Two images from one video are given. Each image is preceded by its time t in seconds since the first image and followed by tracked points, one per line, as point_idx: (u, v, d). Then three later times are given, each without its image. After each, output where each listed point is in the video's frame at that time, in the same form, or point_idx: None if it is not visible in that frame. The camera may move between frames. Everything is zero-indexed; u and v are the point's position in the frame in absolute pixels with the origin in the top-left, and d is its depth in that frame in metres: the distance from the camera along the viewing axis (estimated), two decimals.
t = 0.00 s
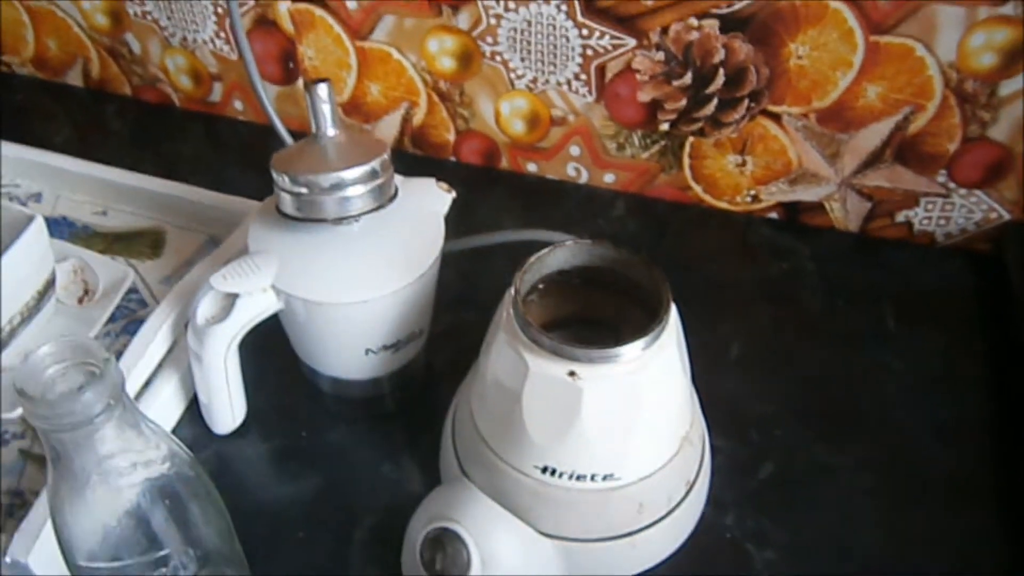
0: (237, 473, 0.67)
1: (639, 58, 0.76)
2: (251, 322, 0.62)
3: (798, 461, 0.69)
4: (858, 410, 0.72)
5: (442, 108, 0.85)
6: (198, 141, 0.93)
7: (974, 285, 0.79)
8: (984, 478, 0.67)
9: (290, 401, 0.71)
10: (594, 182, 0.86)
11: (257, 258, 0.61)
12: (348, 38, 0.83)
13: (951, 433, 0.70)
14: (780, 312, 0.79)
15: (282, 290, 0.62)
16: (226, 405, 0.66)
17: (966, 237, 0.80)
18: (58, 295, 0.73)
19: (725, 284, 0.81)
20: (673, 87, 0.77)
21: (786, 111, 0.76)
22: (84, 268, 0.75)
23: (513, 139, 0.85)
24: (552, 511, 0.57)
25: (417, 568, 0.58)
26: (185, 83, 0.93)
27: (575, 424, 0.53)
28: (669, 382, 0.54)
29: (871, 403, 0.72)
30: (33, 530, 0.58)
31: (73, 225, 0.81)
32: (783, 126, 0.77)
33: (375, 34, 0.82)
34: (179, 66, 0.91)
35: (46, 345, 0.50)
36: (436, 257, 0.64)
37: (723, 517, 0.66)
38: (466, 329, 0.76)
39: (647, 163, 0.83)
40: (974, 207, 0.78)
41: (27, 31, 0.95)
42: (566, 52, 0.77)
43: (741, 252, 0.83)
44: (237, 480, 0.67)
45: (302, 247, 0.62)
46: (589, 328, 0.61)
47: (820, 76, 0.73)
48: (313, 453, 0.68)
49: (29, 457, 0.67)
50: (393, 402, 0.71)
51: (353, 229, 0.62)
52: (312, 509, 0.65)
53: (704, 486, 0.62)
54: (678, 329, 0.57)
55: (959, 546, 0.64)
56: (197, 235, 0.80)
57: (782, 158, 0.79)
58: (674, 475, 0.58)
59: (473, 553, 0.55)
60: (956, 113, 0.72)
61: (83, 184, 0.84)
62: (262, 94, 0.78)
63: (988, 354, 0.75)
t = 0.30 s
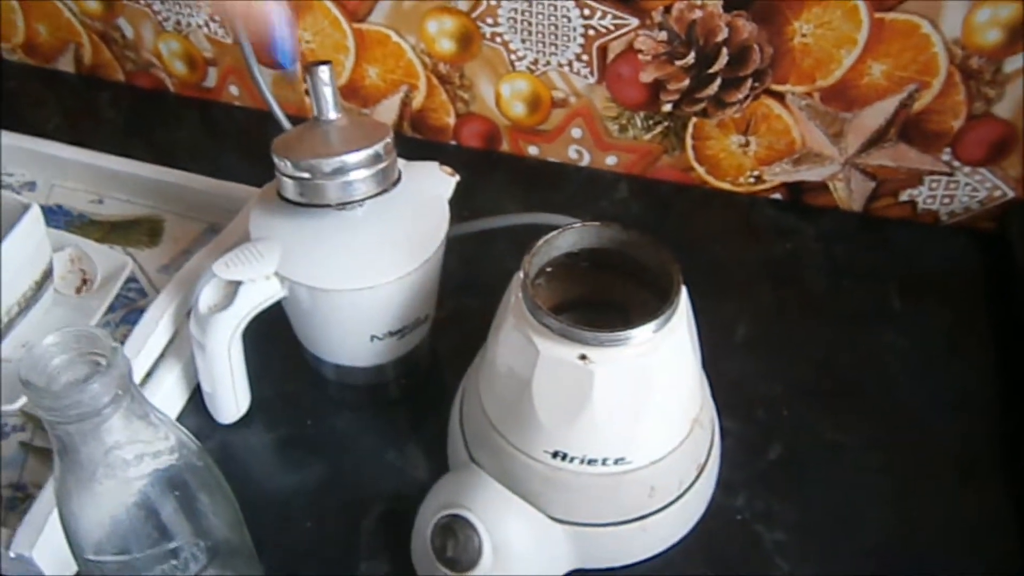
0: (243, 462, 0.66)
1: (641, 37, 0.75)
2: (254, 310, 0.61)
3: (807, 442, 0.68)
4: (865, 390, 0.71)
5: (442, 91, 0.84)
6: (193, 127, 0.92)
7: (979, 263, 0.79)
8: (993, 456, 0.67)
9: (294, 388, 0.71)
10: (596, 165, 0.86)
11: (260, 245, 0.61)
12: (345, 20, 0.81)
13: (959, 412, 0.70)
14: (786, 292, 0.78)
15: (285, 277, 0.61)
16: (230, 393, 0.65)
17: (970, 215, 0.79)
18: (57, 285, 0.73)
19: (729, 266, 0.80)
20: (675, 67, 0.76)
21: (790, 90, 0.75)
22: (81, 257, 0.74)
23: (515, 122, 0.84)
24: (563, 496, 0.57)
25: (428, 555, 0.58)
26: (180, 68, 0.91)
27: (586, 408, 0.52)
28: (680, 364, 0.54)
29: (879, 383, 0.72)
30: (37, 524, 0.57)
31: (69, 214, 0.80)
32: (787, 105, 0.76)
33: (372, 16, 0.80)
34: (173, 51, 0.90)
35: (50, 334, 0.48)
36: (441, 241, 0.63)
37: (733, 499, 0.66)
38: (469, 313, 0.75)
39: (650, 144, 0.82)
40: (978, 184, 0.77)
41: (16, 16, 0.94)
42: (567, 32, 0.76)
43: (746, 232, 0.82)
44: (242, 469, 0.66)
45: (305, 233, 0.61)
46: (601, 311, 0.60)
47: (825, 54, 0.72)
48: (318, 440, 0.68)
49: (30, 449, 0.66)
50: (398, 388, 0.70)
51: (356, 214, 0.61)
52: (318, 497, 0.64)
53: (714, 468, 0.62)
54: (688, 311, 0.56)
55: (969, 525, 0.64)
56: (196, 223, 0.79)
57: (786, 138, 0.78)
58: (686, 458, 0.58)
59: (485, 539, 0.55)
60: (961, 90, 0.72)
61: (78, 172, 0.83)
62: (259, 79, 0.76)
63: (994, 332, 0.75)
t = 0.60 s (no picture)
0: (228, 448, 0.65)
1: (626, 7, 0.73)
2: (235, 293, 0.60)
3: (800, 415, 0.68)
4: (858, 362, 0.70)
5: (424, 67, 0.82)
6: (170, 108, 0.90)
7: (970, 231, 0.78)
8: (986, 426, 0.67)
9: (279, 372, 0.69)
10: (582, 139, 0.84)
11: (239, 226, 0.59)
12: None
13: (953, 383, 0.69)
14: (776, 265, 0.77)
15: (267, 258, 0.60)
16: (213, 378, 0.64)
17: (960, 183, 0.79)
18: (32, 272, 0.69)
19: (719, 239, 0.79)
20: (661, 37, 0.74)
21: (778, 59, 0.73)
22: (57, 243, 0.71)
23: (499, 97, 0.83)
24: (555, 475, 0.56)
25: (419, 539, 0.57)
26: (154, 48, 0.89)
27: (576, 386, 0.51)
28: (672, 340, 0.52)
29: (871, 354, 0.71)
30: (16, 516, 0.56)
31: (43, 199, 0.78)
32: (775, 75, 0.74)
33: None
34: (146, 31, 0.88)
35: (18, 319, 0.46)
36: (426, 219, 0.62)
37: (727, 475, 0.65)
38: (455, 292, 0.74)
39: (636, 117, 0.80)
40: (968, 151, 0.76)
41: None
42: (550, 4, 0.75)
43: (735, 205, 0.81)
44: (228, 455, 0.65)
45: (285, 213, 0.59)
46: (593, 285, 0.59)
47: (813, 22, 0.71)
48: (304, 425, 0.66)
49: (9, 440, 0.64)
50: (385, 369, 0.69)
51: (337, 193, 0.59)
52: (306, 482, 0.63)
53: (708, 443, 0.61)
54: (679, 285, 0.55)
55: (965, 497, 0.63)
56: (175, 206, 0.78)
57: (774, 109, 0.76)
58: (679, 434, 0.57)
59: (477, 519, 0.55)
60: (951, 56, 0.70)
61: (50, 156, 0.80)
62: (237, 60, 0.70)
63: (987, 301, 0.74)
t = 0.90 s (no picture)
0: (226, 436, 0.65)
1: None
2: (235, 281, 0.60)
3: (794, 406, 0.68)
4: (852, 354, 0.71)
5: (421, 58, 0.82)
6: (167, 96, 0.90)
7: (965, 224, 0.79)
8: (979, 418, 0.68)
9: (276, 360, 0.69)
10: (578, 131, 0.85)
11: (241, 213, 0.59)
12: None
13: (946, 375, 0.70)
14: (772, 257, 0.78)
15: (268, 246, 0.60)
16: (212, 366, 0.64)
17: (955, 177, 0.79)
18: (33, 258, 0.70)
19: (715, 231, 0.80)
20: (659, 30, 0.74)
21: (775, 52, 0.73)
22: (58, 229, 0.71)
23: (496, 88, 0.83)
24: (553, 465, 0.56)
25: (417, 528, 0.58)
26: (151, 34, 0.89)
27: (576, 376, 0.52)
28: (671, 331, 0.53)
29: (865, 346, 0.72)
30: (16, 502, 0.56)
31: (43, 184, 0.78)
32: (771, 68, 0.74)
33: None
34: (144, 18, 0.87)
35: (31, 305, 0.48)
36: (425, 209, 0.62)
37: (722, 464, 0.66)
38: (453, 282, 0.74)
39: (633, 109, 0.81)
40: (964, 146, 0.76)
41: None
42: None
43: (731, 197, 0.81)
44: (226, 442, 0.65)
45: (286, 202, 0.59)
46: (592, 277, 0.59)
47: (811, 15, 0.71)
48: (303, 412, 0.67)
49: (9, 426, 0.64)
50: (383, 358, 0.69)
51: (338, 181, 0.59)
52: (305, 469, 0.64)
53: (705, 433, 0.62)
54: (679, 276, 0.55)
55: (959, 489, 0.64)
56: (173, 193, 0.78)
57: (771, 102, 0.77)
58: (676, 424, 0.57)
59: (475, 508, 0.55)
60: (947, 50, 0.71)
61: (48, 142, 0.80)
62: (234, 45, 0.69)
63: (980, 293, 0.75)
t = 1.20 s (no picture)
0: (231, 442, 0.66)
1: (622, 9, 0.74)
2: (239, 288, 0.61)
3: (792, 409, 0.69)
4: (850, 358, 0.72)
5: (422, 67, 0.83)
6: (170, 107, 0.91)
7: (959, 229, 0.79)
8: (974, 420, 0.68)
9: (280, 366, 0.70)
10: (578, 138, 0.85)
11: (245, 221, 0.60)
12: None
13: (942, 378, 0.71)
14: (769, 262, 0.79)
15: (271, 254, 0.61)
16: (217, 372, 0.65)
17: (949, 182, 0.80)
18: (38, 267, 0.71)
19: (713, 237, 0.80)
20: (657, 38, 0.75)
21: (770, 60, 0.74)
22: (62, 238, 0.73)
23: (496, 97, 0.84)
24: (554, 467, 0.57)
25: (420, 531, 0.58)
26: (156, 47, 0.89)
27: (575, 379, 0.53)
28: (669, 334, 0.54)
29: (862, 350, 0.72)
30: (22, 508, 0.57)
31: (48, 195, 0.80)
32: (767, 75, 0.75)
33: None
34: (150, 29, 0.88)
35: (38, 311, 0.49)
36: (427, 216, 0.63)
37: (721, 467, 0.66)
38: (454, 288, 0.75)
39: (632, 116, 0.82)
40: (957, 151, 0.77)
41: None
42: (547, 6, 0.76)
43: (729, 203, 0.82)
44: (231, 448, 0.66)
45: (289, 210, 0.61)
46: (588, 282, 0.60)
47: (805, 23, 0.72)
48: (306, 418, 0.67)
49: (14, 433, 0.65)
50: (385, 364, 0.70)
51: (340, 189, 0.61)
52: (308, 474, 0.64)
53: (704, 436, 0.62)
54: (676, 280, 0.56)
55: (956, 491, 0.65)
56: (177, 203, 0.79)
57: (767, 109, 0.78)
58: (675, 427, 0.58)
59: (477, 511, 0.56)
60: (940, 57, 0.72)
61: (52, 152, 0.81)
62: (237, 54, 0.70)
63: (976, 297, 0.75)
